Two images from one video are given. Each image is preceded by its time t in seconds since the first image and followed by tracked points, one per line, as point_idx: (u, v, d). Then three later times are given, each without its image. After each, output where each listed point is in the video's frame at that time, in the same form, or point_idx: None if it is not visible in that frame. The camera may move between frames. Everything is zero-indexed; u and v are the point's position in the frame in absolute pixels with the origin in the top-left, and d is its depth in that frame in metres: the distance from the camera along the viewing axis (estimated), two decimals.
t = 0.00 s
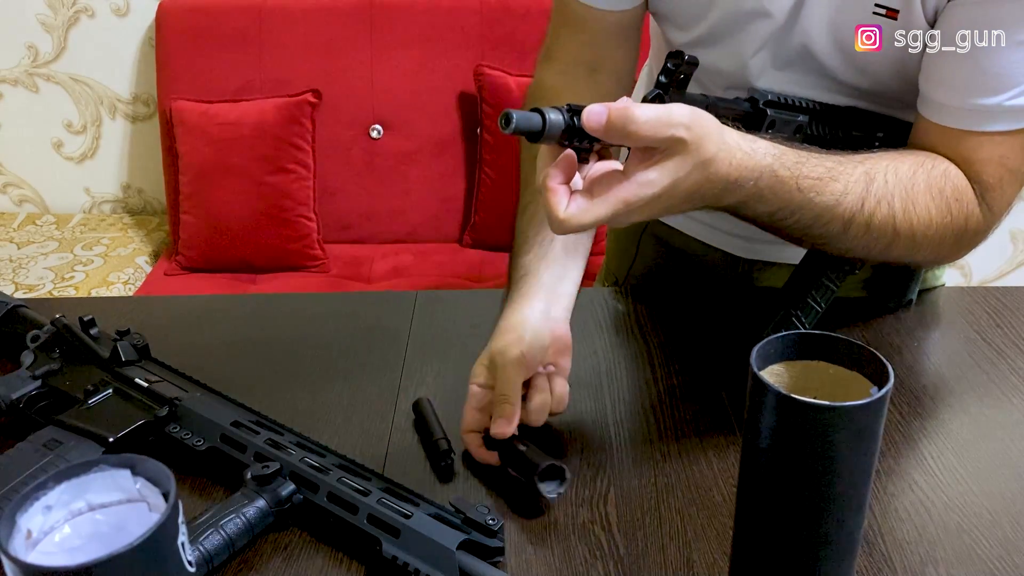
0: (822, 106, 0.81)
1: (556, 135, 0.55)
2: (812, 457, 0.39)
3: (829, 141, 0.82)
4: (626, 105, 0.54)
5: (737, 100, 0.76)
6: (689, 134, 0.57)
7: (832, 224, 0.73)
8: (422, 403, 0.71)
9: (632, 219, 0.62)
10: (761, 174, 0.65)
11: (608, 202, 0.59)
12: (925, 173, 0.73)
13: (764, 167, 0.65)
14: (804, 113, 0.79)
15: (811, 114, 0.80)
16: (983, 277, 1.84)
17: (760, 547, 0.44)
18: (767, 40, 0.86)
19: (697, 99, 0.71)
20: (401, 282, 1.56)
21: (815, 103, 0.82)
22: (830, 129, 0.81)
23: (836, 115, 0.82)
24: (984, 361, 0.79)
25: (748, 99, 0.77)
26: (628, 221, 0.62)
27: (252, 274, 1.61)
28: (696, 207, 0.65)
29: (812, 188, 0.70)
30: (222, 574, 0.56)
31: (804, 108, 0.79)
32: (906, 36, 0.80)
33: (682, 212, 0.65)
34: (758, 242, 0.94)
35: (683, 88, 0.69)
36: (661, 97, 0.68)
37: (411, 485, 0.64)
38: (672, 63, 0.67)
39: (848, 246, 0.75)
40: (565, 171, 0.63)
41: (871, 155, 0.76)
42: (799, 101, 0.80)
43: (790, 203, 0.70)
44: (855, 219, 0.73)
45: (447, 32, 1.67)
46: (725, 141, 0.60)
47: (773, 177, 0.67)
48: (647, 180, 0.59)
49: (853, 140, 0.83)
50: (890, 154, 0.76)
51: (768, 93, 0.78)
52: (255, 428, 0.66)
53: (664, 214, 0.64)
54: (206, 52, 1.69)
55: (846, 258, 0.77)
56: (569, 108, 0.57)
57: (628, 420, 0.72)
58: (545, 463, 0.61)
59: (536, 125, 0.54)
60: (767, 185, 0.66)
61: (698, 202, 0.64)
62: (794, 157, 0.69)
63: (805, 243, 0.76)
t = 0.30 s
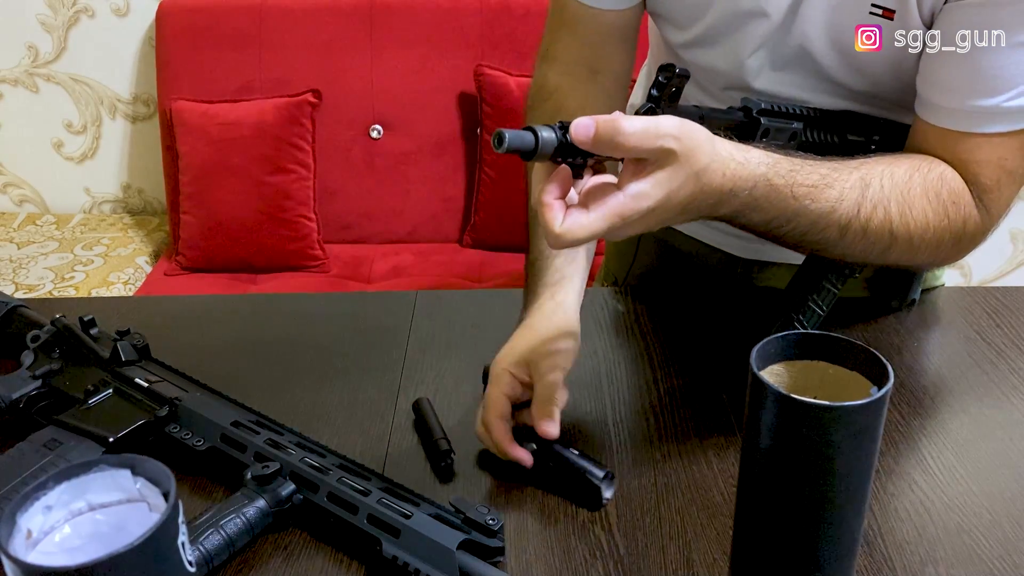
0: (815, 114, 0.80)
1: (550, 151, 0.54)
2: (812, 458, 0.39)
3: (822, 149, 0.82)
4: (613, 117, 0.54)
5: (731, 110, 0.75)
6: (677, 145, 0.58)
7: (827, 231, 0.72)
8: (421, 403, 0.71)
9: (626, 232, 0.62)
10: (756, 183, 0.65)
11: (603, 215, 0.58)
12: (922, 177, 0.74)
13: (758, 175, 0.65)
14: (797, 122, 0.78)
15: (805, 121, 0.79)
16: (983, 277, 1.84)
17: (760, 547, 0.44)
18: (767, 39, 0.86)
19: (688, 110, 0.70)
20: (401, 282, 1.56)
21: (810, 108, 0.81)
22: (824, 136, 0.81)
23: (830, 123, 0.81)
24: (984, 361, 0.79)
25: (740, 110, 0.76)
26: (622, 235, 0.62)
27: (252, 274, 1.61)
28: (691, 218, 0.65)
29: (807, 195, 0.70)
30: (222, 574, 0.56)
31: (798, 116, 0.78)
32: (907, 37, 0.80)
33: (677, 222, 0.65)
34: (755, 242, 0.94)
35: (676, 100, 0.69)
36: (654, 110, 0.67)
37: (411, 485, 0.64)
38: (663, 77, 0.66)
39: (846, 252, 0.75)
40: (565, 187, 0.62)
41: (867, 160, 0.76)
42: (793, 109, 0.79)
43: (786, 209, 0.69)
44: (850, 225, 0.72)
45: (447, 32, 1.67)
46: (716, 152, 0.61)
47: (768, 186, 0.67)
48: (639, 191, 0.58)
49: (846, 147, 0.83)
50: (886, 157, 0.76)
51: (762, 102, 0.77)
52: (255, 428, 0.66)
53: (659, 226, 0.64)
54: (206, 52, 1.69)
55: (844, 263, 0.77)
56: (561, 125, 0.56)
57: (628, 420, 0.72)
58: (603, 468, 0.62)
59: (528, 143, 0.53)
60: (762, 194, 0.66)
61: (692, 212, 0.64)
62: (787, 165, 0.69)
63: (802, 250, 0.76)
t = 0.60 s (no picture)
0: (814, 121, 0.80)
1: (547, 165, 0.54)
2: (812, 458, 0.39)
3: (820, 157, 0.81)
4: (608, 130, 0.54)
5: (727, 119, 0.74)
6: (674, 157, 0.58)
7: (826, 237, 0.73)
8: (422, 403, 0.71)
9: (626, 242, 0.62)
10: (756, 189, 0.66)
11: (601, 227, 0.58)
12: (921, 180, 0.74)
13: (756, 179, 0.65)
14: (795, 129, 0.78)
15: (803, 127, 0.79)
16: (982, 278, 1.84)
17: (760, 547, 0.44)
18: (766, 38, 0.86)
19: (685, 121, 0.70)
20: (401, 282, 1.56)
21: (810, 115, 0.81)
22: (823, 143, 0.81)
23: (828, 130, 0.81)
24: (984, 361, 0.79)
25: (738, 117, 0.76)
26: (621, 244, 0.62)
27: (252, 274, 1.61)
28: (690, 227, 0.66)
29: (803, 203, 0.70)
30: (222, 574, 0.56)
31: (796, 122, 0.78)
32: (906, 36, 0.79)
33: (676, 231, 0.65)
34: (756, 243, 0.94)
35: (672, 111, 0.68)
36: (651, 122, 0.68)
37: (411, 485, 0.64)
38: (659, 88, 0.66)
39: (844, 258, 0.75)
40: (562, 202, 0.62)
41: (865, 165, 0.76)
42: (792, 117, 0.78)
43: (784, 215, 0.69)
44: (848, 231, 0.73)
45: (446, 32, 1.67)
46: (712, 162, 0.61)
47: (765, 194, 0.67)
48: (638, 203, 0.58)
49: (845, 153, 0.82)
50: (884, 162, 0.76)
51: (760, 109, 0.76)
52: (255, 428, 0.66)
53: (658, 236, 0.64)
54: (206, 52, 1.69)
55: (844, 267, 0.77)
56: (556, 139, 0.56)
57: (628, 420, 0.72)
58: (602, 470, 0.62)
59: (525, 159, 0.52)
60: (761, 202, 0.67)
61: (690, 222, 0.64)
62: (784, 172, 0.69)
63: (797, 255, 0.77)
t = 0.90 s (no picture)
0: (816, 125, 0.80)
1: (549, 168, 0.55)
2: (811, 458, 0.39)
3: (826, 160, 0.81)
4: (619, 126, 0.54)
5: (729, 122, 0.76)
6: (687, 154, 0.58)
7: (836, 238, 0.72)
8: (422, 404, 0.71)
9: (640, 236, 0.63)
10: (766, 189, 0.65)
11: (615, 222, 0.59)
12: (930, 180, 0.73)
13: (764, 178, 0.65)
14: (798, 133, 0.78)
15: (805, 131, 0.79)
16: (983, 277, 1.84)
17: (761, 547, 0.44)
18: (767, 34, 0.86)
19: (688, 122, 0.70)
20: (401, 282, 1.56)
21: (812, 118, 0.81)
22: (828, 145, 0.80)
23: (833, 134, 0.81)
24: (985, 361, 0.79)
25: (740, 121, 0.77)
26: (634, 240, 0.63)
27: (252, 274, 1.61)
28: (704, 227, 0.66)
29: (815, 203, 0.69)
30: (222, 574, 0.56)
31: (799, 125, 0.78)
32: (907, 37, 0.79)
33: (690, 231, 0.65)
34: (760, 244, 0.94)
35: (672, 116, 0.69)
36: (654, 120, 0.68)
37: (411, 484, 0.64)
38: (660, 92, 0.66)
39: (854, 260, 0.75)
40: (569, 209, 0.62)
41: (872, 167, 0.75)
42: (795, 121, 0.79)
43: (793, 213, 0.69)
44: (860, 232, 0.72)
45: (447, 32, 1.67)
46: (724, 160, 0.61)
47: (778, 195, 0.67)
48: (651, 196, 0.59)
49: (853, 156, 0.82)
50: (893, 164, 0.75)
51: (761, 113, 0.77)
52: (255, 428, 0.66)
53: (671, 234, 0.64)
54: (206, 52, 1.69)
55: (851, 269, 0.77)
56: (558, 145, 0.57)
57: (629, 420, 0.72)
58: (607, 470, 0.62)
59: (527, 163, 0.54)
60: (769, 202, 0.66)
61: (702, 223, 0.65)
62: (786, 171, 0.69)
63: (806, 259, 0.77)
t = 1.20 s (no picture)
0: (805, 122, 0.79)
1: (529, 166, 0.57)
2: (811, 458, 0.39)
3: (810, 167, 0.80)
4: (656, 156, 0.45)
5: (717, 119, 0.73)
6: (728, 181, 0.46)
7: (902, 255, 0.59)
8: (422, 403, 0.71)
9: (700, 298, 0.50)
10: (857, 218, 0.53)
11: (679, 261, 0.46)
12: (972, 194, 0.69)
13: (841, 205, 0.52)
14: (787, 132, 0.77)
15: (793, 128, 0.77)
16: (983, 277, 1.84)
17: (760, 548, 0.44)
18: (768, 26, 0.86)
19: (673, 122, 0.68)
20: (401, 282, 1.56)
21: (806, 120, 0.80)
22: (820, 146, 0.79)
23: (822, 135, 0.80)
24: (985, 362, 0.79)
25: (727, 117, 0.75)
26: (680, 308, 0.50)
27: (252, 274, 1.61)
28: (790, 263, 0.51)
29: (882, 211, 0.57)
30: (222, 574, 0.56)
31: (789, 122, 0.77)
32: (907, 37, 0.80)
33: (777, 270, 0.51)
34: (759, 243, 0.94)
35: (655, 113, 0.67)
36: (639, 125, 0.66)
37: (411, 484, 0.64)
38: (646, 86, 0.64)
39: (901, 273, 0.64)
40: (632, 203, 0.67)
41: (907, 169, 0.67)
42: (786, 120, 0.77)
43: (873, 248, 0.55)
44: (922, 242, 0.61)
45: (447, 31, 1.67)
46: (768, 174, 0.48)
47: (849, 210, 0.54)
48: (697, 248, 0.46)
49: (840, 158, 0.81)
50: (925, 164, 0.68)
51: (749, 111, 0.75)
52: (255, 428, 0.66)
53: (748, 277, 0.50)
54: (206, 52, 1.69)
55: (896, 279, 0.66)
56: (540, 140, 0.59)
57: (629, 419, 0.72)
58: (608, 470, 0.62)
59: (508, 159, 0.55)
60: (857, 229, 0.53)
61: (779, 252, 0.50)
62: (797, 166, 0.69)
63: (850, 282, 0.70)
